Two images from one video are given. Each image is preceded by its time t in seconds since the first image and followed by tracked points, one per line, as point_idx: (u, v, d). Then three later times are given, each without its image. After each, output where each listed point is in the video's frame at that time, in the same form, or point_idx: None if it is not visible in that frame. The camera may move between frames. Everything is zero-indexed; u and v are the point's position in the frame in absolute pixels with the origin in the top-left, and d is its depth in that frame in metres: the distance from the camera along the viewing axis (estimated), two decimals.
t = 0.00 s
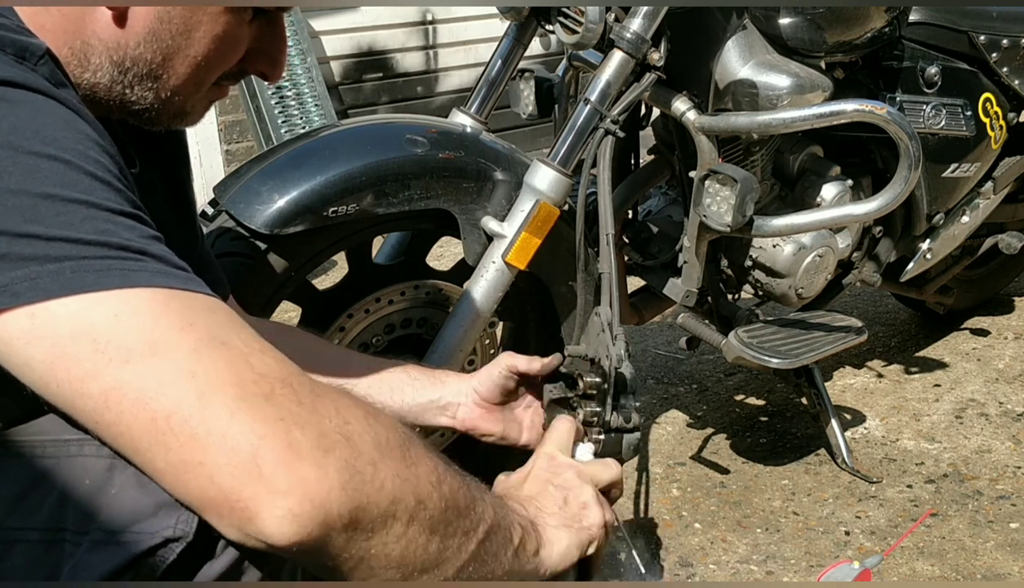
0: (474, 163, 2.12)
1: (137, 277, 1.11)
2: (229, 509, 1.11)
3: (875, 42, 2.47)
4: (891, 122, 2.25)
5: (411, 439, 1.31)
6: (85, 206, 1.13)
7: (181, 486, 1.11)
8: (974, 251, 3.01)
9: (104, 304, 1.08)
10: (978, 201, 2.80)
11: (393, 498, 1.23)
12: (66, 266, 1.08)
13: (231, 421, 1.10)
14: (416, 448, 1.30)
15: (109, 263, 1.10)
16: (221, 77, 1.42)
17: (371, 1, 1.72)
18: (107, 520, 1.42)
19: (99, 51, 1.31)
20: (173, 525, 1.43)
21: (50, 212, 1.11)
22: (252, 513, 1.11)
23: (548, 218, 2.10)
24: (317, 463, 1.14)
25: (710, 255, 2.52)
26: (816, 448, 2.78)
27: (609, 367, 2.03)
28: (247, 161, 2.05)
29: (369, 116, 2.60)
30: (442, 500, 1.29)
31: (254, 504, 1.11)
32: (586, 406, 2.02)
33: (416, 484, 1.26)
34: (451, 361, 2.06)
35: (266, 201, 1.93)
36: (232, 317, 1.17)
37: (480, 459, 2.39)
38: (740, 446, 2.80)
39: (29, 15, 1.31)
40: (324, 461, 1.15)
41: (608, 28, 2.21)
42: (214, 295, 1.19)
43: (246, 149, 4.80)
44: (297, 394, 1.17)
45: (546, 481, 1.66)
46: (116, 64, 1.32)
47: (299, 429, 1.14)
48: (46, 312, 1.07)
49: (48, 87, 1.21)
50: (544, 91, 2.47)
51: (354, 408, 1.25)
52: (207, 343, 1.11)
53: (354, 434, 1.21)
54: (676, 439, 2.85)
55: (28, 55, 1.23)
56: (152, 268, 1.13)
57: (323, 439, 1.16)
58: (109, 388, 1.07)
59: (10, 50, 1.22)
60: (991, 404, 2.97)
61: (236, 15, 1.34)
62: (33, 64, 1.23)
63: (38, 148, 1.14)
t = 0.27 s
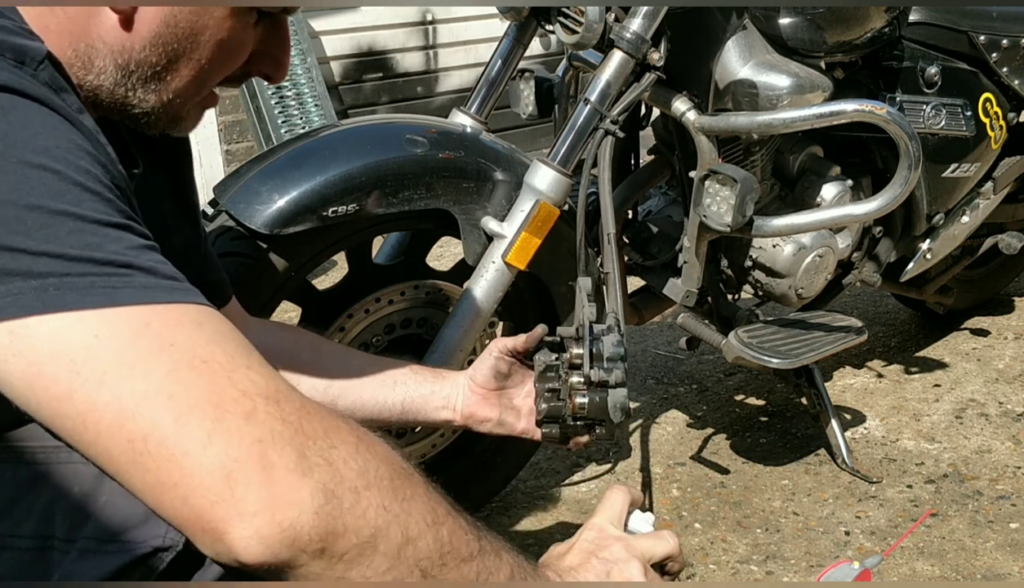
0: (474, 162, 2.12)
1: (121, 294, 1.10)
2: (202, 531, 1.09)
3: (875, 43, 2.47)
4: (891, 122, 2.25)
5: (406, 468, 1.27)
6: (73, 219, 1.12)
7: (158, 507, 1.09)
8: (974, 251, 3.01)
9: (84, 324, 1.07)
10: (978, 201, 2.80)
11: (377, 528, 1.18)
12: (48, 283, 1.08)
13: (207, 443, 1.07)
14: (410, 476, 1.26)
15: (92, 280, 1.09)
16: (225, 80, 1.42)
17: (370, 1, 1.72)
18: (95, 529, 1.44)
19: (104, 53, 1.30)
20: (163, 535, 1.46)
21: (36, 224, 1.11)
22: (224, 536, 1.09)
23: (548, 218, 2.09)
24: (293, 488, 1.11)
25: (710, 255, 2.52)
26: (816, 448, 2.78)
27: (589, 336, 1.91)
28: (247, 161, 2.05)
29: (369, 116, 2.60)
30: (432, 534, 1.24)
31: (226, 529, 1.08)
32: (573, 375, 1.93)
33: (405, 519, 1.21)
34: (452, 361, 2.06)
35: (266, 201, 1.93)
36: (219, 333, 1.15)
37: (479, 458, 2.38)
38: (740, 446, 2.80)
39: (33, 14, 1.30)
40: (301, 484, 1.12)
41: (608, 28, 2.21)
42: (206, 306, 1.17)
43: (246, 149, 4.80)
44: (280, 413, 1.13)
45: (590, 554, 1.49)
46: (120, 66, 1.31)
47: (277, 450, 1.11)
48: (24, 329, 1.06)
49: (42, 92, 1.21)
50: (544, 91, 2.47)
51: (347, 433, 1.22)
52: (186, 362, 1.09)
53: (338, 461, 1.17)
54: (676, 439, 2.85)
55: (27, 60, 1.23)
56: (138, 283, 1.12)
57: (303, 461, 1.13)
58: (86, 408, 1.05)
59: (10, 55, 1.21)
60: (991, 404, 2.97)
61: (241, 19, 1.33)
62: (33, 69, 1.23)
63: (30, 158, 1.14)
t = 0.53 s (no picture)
0: (474, 163, 2.12)
1: (119, 298, 1.12)
2: (198, 537, 1.11)
3: (875, 42, 2.47)
4: (891, 122, 2.25)
5: (406, 474, 1.28)
6: (69, 222, 1.14)
7: (156, 513, 1.11)
8: (974, 251, 3.01)
9: (80, 330, 1.09)
10: (978, 201, 2.80)
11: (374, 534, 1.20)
12: (43, 287, 1.09)
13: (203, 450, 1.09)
14: (411, 483, 1.27)
15: (87, 284, 1.11)
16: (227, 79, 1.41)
17: (371, 1, 1.72)
18: (91, 534, 1.44)
19: (106, 53, 1.30)
20: (161, 540, 1.44)
21: (31, 227, 1.13)
22: (220, 542, 1.11)
23: (548, 218, 2.09)
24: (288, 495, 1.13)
25: (710, 255, 2.52)
26: (816, 448, 2.78)
27: (589, 344, 1.92)
28: (247, 161, 2.05)
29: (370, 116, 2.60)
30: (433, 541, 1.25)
31: (220, 534, 1.11)
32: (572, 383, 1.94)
33: (404, 528, 1.23)
34: (451, 361, 2.06)
35: (266, 202, 1.93)
36: (217, 338, 1.16)
37: (479, 459, 2.38)
38: (740, 446, 2.80)
39: (34, 15, 1.31)
40: (297, 491, 1.14)
41: (608, 28, 2.21)
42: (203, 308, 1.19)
43: (246, 149, 4.80)
44: (277, 420, 1.16)
45: (607, 566, 1.49)
46: (123, 66, 1.31)
47: (274, 457, 1.13)
48: (23, 334, 1.08)
49: (39, 95, 1.22)
50: (544, 91, 2.47)
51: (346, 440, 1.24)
52: (183, 368, 1.11)
53: (335, 468, 1.19)
54: (676, 439, 2.85)
55: (26, 61, 1.23)
56: (134, 287, 1.14)
57: (299, 469, 1.15)
58: (83, 414, 1.07)
59: (7, 56, 1.22)
60: (991, 404, 2.97)
61: (243, 18, 1.33)
62: (32, 70, 1.24)
63: (26, 161, 1.16)
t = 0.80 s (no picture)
0: (474, 163, 2.12)
1: (125, 305, 1.12)
2: (204, 547, 1.11)
3: (875, 43, 2.47)
4: (891, 122, 2.25)
5: (414, 482, 1.27)
6: (77, 228, 1.14)
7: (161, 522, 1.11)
8: (974, 251, 3.01)
9: (85, 341, 1.09)
10: (978, 201, 2.80)
11: (380, 543, 1.19)
12: (51, 294, 1.09)
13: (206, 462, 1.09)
14: (420, 494, 1.26)
15: (94, 291, 1.11)
16: (231, 81, 1.38)
17: (371, 1, 1.72)
18: (105, 535, 1.46)
19: (110, 52, 1.29)
20: (173, 541, 1.48)
21: (40, 233, 1.12)
22: (224, 552, 1.11)
23: (548, 218, 2.10)
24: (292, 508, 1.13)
25: (710, 255, 2.52)
26: (816, 448, 2.78)
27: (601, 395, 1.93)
28: (247, 161, 2.05)
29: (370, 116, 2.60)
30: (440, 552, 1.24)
31: (223, 546, 1.11)
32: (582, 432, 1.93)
33: (411, 540, 1.21)
34: (451, 361, 2.05)
35: (266, 201, 1.93)
36: (223, 346, 1.16)
37: (479, 459, 2.38)
38: (740, 446, 2.80)
39: (40, 16, 1.32)
40: (301, 502, 1.14)
41: (608, 28, 2.21)
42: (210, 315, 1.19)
43: (246, 149, 4.81)
44: (282, 430, 1.15)
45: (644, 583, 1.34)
46: (126, 65, 1.30)
47: (279, 468, 1.13)
48: (29, 342, 1.08)
49: (48, 98, 1.22)
50: (544, 91, 2.47)
51: (353, 449, 1.23)
52: (187, 379, 1.10)
53: (341, 478, 1.18)
54: (676, 439, 2.85)
55: (35, 64, 1.23)
56: (140, 294, 1.14)
57: (303, 479, 1.15)
58: (88, 424, 1.07)
59: (17, 59, 1.22)
60: (991, 404, 2.97)
61: (248, 17, 1.31)
62: (41, 72, 1.23)
63: (33, 165, 1.15)
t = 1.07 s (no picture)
0: (474, 163, 2.13)
1: (147, 320, 1.11)
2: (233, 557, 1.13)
3: (875, 43, 2.47)
4: (891, 122, 2.25)
5: (441, 497, 1.26)
6: (100, 241, 1.13)
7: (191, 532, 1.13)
8: (974, 251, 3.01)
9: (109, 358, 1.08)
10: (978, 201, 2.80)
11: (405, 560, 1.18)
12: (74, 311, 1.09)
13: (230, 481, 1.09)
14: (449, 510, 1.25)
15: (118, 306, 1.10)
16: (250, 90, 1.40)
17: (371, 1, 1.72)
18: (136, 525, 1.44)
19: (127, 58, 1.28)
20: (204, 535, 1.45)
21: (61, 247, 1.11)
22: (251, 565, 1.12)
23: (548, 218, 2.09)
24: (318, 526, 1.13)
25: (709, 255, 2.53)
26: (816, 448, 2.78)
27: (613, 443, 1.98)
28: (247, 161, 2.05)
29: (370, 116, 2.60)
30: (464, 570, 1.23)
31: (250, 559, 1.12)
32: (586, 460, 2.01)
33: (435, 557, 1.21)
34: (450, 363, 2.04)
35: (266, 201, 1.93)
36: (247, 360, 1.14)
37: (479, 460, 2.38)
38: (740, 446, 2.80)
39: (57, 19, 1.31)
40: (325, 519, 1.14)
41: (608, 27, 2.21)
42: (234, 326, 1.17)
43: (246, 149, 4.81)
44: (305, 448, 1.14)
45: None
46: (143, 72, 1.29)
47: (304, 486, 1.12)
48: (55, 359, 1.07)
49: (66, 104, 1.21)
50: (544, 91, 2.47)
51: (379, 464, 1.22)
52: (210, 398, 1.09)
53: (365, 495, 1.18)
54: (676, 439, 2.85)
55: (53, 65, 1.23)
56: (162, 305, 1.13)
57: (328, 496, 1.14)
58: (114, 442, 1.07)
59: (35, 60, 1.22)
60: (991, 404, 2.97)
61: (267, 27, 1.30)
62: (59, 74, 1.24)
63: (52, 178, 1.13)
